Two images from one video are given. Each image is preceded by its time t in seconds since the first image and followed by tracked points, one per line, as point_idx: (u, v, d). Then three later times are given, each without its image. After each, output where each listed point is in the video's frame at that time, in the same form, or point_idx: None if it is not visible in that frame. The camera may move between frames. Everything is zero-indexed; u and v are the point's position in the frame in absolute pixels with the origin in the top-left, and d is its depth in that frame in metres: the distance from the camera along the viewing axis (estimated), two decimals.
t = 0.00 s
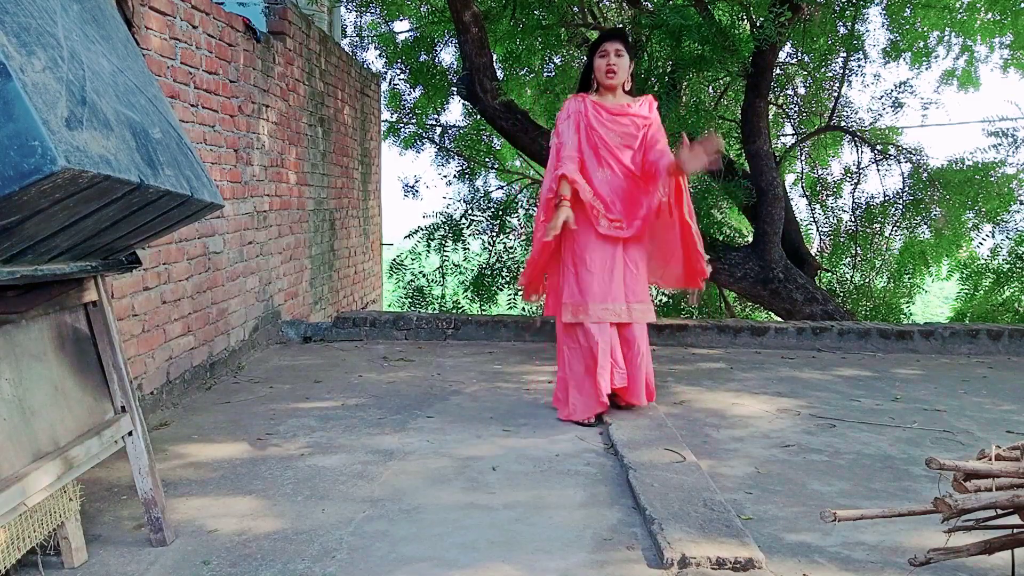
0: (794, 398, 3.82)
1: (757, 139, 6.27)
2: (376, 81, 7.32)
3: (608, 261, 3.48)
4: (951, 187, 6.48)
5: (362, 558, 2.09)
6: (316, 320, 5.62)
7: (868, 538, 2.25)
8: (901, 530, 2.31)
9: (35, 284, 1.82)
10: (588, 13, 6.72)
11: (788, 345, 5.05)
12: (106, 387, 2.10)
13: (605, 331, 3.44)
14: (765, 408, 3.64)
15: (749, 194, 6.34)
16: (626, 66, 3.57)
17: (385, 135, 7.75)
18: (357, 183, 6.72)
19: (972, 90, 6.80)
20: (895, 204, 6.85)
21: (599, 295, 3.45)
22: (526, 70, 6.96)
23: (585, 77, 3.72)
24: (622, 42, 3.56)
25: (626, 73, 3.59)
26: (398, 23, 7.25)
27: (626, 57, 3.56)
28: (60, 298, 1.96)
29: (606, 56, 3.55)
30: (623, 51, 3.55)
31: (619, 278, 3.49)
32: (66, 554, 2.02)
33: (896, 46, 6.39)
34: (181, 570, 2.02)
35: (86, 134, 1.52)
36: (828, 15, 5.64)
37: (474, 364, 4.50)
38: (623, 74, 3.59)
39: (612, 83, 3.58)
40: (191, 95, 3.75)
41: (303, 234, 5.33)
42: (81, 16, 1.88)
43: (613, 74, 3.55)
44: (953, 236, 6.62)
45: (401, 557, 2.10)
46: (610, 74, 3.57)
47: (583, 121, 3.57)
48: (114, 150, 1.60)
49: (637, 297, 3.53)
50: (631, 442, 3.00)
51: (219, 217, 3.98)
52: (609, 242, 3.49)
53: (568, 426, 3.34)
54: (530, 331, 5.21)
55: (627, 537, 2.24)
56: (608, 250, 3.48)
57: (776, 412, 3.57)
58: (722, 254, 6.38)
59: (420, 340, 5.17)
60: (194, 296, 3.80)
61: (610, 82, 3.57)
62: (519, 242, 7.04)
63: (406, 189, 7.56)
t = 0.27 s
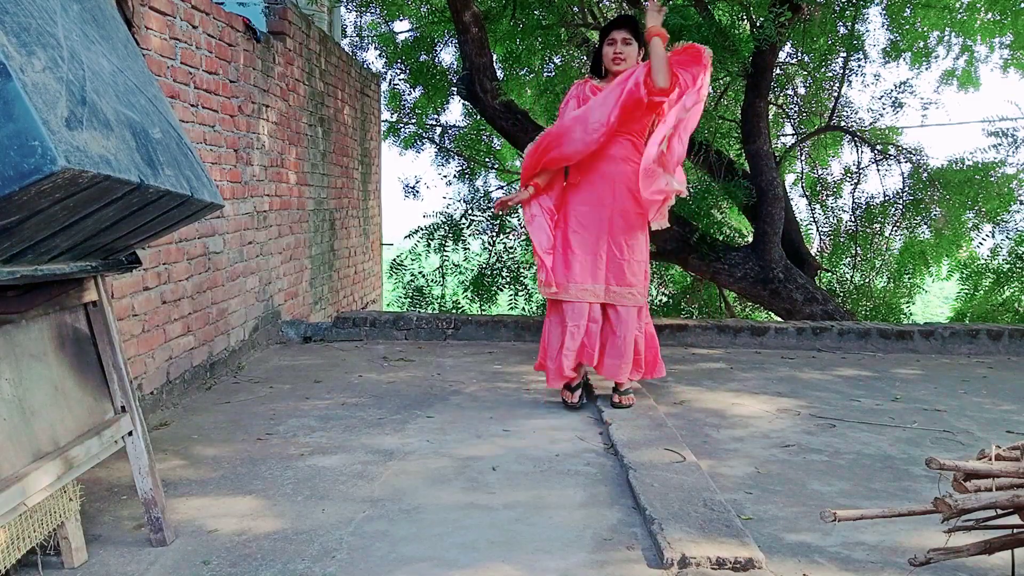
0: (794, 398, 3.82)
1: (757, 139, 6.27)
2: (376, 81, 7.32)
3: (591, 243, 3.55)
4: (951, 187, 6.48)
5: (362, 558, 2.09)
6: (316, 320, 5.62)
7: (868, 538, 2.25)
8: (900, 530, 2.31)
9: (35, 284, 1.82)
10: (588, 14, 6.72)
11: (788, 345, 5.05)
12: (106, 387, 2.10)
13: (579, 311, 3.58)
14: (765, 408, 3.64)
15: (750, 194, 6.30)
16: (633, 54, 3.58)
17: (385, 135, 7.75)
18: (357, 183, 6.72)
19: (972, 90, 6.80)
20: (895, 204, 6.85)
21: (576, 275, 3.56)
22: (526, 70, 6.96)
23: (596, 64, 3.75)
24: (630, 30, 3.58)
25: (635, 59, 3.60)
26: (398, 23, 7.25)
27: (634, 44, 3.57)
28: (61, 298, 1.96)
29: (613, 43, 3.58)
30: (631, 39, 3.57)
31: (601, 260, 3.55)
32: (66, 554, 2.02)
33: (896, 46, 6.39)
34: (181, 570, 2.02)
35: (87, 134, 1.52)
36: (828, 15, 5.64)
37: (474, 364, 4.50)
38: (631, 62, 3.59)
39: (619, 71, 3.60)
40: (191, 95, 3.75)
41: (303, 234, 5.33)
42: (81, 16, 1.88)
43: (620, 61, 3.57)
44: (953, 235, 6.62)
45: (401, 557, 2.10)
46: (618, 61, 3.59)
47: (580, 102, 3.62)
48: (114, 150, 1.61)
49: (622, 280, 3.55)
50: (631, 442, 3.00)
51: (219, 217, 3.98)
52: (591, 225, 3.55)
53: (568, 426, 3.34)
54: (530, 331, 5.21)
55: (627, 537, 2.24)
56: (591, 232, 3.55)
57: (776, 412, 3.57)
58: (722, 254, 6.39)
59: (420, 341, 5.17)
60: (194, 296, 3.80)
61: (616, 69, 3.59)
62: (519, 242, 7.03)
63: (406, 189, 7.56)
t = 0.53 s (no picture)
0: (794, 398, 3.82)
1: (757, 139, 6.27)
2: (376, 81, 7.33)
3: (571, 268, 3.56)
4: (951, 187, 6.48)
5: (362, 558, 2.09)
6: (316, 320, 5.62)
7: (868, 538, 2.25)
8: (901, 530, 2.31)
9: (35, 284, 1.82)
10: (588, 14, 6.72)
11: (788, 345, 5.05)
12: (106, 387, 2.10)
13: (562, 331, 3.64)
14: (765, 408, 3.64)
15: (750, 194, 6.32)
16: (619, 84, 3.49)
17: (385, 135, 7.75)
18: (357, 183, 6.72)
19: (972, 90, 6.80)
20: (895, 204, 6.84)
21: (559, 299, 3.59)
22: (526, 70, 6.96)
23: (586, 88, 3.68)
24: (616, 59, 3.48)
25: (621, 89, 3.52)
26: (398, 23, 7.25)
27: (620, 74, 3.48)
28: (60, 298, 1.96)
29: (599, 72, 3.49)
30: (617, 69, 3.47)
31: (581, 284, 3.54)
32: (66, 554, 2.02)
33: (896, 46, 6.39)
34: (181, 570, 2.02)
35: (86, 134, 1.52)
36: (828, 15, 5.64)
37: (474, 364, 4.50)
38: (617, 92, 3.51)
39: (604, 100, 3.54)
40: (191, 95, 3.75)
41: (303, 234, 5.33)
42: (81, 17, 1.88)
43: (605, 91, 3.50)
44: (953, 236, 6.62)
45: (401, 557, 2.10)
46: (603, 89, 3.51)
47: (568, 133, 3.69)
48: (114, 151, 1.60)
49: (603, 303, 3.52)
50: (631, 442, 3.00)
51: (219, 217, 3.98)
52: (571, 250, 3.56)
53: (568, 426, 3.34)
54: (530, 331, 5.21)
55: (627, 537, 2.24)
56: (570, 257, 3.56)
57: (776, 412, 3.57)
58: (722, 254, 6.38)
59: (420, 341, 5.17)
60: (194, 296, 3.80)
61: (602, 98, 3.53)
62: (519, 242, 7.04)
63: (406, 189, 7.57)
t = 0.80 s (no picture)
0: (794, 398, 3.82)
1: (757, 139, 6.27)
2: (376, 81, 7.32)
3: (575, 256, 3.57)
4: (951, 187, 6.48)
5: (362, 558, 2.09)
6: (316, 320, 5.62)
7: (868, 538, 2.25)
8: (901, 530, 2.31)
9: (35, 284, 1.82)
10: (588, 14, 6.72)
11: (788, 344, 5.05)
12: (106, 387, 2.10)
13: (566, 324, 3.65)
14: (765, 408, 3.64)
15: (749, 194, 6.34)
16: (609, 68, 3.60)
17: (385, 135, 7.75)
18: (357, 183, 6.72)
19: (972, 90, 6.80)
20: (895, 204, 6.84)
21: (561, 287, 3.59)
22: (526, 70, 6.96)
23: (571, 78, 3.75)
24: (605, 45, 3.59)
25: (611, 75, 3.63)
26: (398, 23, 7.25)
27: (610, 59, 3.59)
28: (61, 298, 1.96)
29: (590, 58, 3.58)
30: (608, 54, 3.59)
31: (587, 273, 3.53)
32: (66, 554, 2.02)
33: (896, 46, 6.39)
34: (181, 570, 2.02)
35: (87, 134, 1.52)
36: (828, 15, 5.64)
37: (474, 364, 4.50)
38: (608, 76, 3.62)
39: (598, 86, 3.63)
40: (191, 95, 3.75)
41: (303, 234, 5.33)
42: (81, 16, 1.88)
43: (598, 75, 3.60)
44: (953, 235, 6.63)
45: (401, 557, 2.10)
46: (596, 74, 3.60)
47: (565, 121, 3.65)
48: (114, 150, 1.60)
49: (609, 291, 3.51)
50: (631, 442, 3.00)
51: (218, 217, 3.98)
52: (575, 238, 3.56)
53: (568, 426, 3.34)
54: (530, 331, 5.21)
55: (627, 537, 2.24)
56: (578, 246, 3.55)
57: (776, 412, 3.57)
58: (722, 254, 6.38)
59: (420, 341, 5.17)
60: (194, 296, 3.80)
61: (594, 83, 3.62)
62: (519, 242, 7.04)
63: (407, 189, 7.57)
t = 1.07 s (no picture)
0: (794, 398, 3.82)
1: (757, 139, 6.27)
2: (376, 81, 7.32)
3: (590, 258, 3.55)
4: (951, 187, 6.47)
5: (362, 558, 2.09)
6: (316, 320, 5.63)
7: (868, 538, 2.25)
8: (901, 530, 2.31)
9: (35, 284, 1.83)
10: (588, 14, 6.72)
11: (788, 344, 5.06)
12: (106, 387, 2.10)
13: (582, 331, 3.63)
14: (765, 408, 3.64)
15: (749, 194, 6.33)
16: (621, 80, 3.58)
17: (385, 135, 7.75)
18: (357, 182, 6.72)
19: (972, 90, 6.80)
20: (895, 204, 6.83)
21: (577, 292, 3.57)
22: (526, 70, 6.95)
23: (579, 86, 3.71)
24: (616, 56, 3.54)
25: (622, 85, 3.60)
26: (398, 23, 7.25)
27: (621, 70, 3.56)
28: (61, 298, 1.96)
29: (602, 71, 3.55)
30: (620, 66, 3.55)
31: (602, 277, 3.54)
32: (66, 554, 2.02)
33: (896, 46, 6.39)
34: (181, 570, 2.02)
35: (86, 134, 1.52)
36: (828, 15, 5.64)
37: (474, 364, 4.50)
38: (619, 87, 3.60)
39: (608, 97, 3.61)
40: (191, 95, 3.75)
41: (303, 234, 5.33)
42: (81, 17, 1.88)
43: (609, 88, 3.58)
44: (953, 235, 6.63)
45: (401, 557, 2.10)
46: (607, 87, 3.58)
47: (572, 128, 3.65)
48: (114, 150, 1.60)
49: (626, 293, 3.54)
50: (631, 442, 3.00)
51: (218, 217, 3.98)
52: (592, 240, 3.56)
53: (568, 426, 3.34)
54: (530, 331, 5.21)
55: (627, 537, 2.24)
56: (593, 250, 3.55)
57: (776, 412, 3.57)
58: (722, 254, 6.38)
59: (420, 341, 5.17)
60: (194, 296, 3.80)
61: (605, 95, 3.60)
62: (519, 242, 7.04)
63: (407, 189, 7.57)
